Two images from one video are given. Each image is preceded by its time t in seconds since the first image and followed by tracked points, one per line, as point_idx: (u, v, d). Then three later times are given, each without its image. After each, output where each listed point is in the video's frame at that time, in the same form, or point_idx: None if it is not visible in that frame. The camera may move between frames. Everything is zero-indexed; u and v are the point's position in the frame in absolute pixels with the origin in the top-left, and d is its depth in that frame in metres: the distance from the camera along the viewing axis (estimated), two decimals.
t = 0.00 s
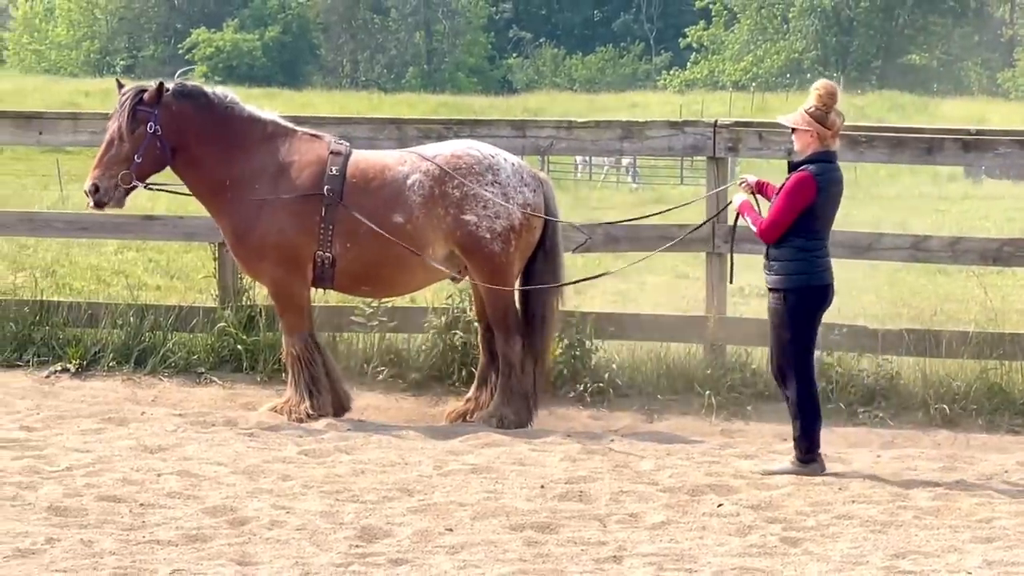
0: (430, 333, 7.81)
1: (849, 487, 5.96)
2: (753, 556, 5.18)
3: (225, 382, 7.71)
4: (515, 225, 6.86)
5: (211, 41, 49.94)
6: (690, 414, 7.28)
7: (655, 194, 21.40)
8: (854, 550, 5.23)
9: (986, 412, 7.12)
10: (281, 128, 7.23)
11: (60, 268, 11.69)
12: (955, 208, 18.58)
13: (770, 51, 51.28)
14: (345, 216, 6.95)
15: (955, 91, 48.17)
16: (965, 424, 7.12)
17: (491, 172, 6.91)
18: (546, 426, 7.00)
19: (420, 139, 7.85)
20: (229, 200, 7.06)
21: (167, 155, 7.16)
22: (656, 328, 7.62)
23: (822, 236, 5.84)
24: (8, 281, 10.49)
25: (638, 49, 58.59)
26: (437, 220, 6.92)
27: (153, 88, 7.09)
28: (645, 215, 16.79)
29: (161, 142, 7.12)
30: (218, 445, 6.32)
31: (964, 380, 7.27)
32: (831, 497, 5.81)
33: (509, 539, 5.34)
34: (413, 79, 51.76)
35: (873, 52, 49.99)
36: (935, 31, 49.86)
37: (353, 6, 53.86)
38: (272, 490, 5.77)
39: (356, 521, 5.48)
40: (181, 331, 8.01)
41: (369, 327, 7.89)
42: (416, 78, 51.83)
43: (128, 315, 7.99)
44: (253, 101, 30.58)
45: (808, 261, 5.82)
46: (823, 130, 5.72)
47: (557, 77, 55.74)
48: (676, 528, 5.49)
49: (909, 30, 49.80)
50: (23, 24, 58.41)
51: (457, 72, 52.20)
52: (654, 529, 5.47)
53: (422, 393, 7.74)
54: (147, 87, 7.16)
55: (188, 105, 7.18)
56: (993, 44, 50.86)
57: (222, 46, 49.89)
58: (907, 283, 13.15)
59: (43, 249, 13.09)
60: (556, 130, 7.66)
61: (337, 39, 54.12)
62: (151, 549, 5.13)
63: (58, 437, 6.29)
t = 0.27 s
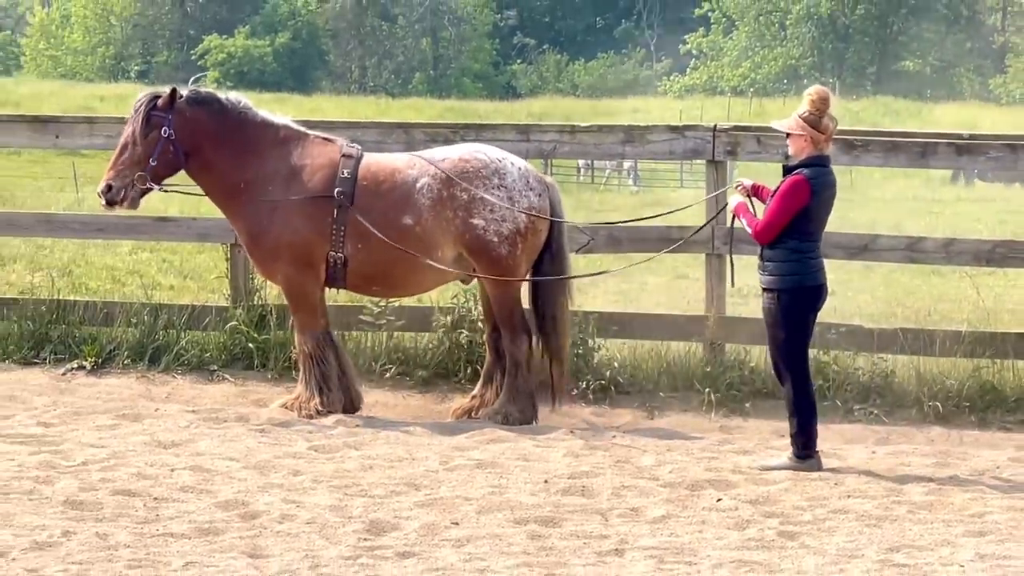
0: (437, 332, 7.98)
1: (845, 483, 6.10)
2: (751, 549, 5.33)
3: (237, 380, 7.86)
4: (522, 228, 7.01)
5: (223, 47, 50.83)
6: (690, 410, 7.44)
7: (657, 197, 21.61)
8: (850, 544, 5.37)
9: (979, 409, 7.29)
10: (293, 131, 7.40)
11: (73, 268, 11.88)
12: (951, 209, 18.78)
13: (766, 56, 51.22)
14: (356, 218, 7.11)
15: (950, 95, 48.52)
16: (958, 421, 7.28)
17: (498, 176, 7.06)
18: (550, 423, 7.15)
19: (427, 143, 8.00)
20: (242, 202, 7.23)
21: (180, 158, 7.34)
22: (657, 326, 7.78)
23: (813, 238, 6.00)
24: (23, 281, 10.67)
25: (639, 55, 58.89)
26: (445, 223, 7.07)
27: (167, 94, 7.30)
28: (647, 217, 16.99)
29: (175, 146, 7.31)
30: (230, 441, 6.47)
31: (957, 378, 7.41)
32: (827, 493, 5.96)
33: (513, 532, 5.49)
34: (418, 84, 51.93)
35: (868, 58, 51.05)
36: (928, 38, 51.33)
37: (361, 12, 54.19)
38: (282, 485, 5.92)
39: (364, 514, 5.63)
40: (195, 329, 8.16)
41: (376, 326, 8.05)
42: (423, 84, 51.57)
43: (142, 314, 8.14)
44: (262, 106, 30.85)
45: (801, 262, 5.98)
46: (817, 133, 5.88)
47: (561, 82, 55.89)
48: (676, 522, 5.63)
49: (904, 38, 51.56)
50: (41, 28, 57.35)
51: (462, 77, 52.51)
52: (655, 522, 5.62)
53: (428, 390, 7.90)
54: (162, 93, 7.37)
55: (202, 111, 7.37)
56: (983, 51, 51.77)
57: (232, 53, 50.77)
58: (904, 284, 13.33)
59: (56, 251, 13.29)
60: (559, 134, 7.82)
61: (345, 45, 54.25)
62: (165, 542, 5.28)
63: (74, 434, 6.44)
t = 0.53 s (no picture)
0: (440, 330, 8.08)
1: (843, 479, 6.20)
2: (750, 544, 5.42)
3: (244, 377, 7.96)
4: (527, 229, 7.10)
5: (231, 49, 50.38)
6: (690, 408, 7.54)
7: (658, 199, 21.70)
8: (847, 539, 5.47)
9: (974, 407, 7.39)
10: (302, 133, 7.50)
11: (81, 267, 11.98)
12: (948, 210, 18.89)
13: (766, 59, 51.91)
14: (364, 218, 7.20)
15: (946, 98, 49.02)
16: (954, 418, 7.38)
17: (503, 178, 7.14)
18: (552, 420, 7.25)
19: (431, 144, 8.09)
20: (252, 202, 7.33)
21: (188, 159, 7.46)
22: (659, 325, 7.87)
23: (813, 239, 6.09)
24: (34, 281, 10.76)
25: (641, 57, 58.93)
26: (452, 224, 7.17)
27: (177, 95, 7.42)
28: (649, 218, 17.08)
29: (183, 147, 7.43)
30: (237, 438, 6.57)
31: (954, 376, 7.51)
32: (825, 488, 6.06)
33: (516, 528, 5.58)
34: (424, 86, 51.94)
35: (865, 61, 50.79)
36: (925, 42, 51.06)
37: (368, 17, 54.94)
38: (289, 481, 6.01)
39: (369, 510, 5.72)
40: (203, 327, 8.26)
41: (381, 324, 8.14)
42: (428, 87, 51.99)
43: (151, 313, 8.24)
44: (270, 108, 30.95)
45: (800, 262, 6.08)
46: (814, 134, 5.98)
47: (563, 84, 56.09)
48: (676, 517, 5.73)
49: (901, 40, 51.33)
50: (54, 30, 56.77)
51: (467, 79, 52.64)
52: (655, 518, 5.71)
53: (432, 387, 7.99)
54: (171, 95, 7.49)
55: (212, 112, 7.48)
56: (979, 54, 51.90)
57: (241, 55, 50.36)
58: (901, 284, 13.42)
59: (66, 250, 13.39)
60: (562, 135, 7.91)
61: (352, 48, 54.82)
62: (174, 537, 5.37)
63: (84, 430, 6.54)
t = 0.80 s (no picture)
0: (442, 329, 8.13)
1: (841, 478, 6.26)
2: (749, 542, 5.48)
3: (248, 376, 8.01)
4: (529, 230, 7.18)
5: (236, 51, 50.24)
6: (690, 407, 7.59)
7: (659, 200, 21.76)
8: (845, 537, 5.52)
9: (971, 406, 7.45)
10: (306, 134, 7.55)
11: (86, 267, 12.04)
12: (945, 212, 18.94)
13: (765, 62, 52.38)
14: (368, 219, 7.26)
15: (943, 100, 49.01)
16: (951, 417, 7.43)
17: (506, 179, 7.21)
18: (553, 419, 7.30)
19: (434, 145, 8.14)
20: (257, 203, 7.37)
21: (194, 163, 7.52)
22: (659, 324, 7.93)
23: (813, 240, 6.15)
24: (39, 281, 10.81)
25: (642, 59, 58.98)
26: (455, 225, 7.24)
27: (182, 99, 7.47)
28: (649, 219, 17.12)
29: (188, 150, 7.48)
30: (241, 436, 6.62)
31: (951, 375, 7.55)
32: (823, 487, 6.11)
33: (517, 526, 5.63)
34: (426, 88, 51.99)
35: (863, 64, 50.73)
36: (923, 44, 50.83)
37: (370, 18, 55.03)
38: (292, 479, 6.06)
39: (371, 508, 5.77)
40: (207, 327, 8.31)
41: (383, 324, 8.20)
42: (430, 87, 52.05)
43: (156, 312, 8.29)
44: (275, 109, 31.00)
45: (801, 262, 6.13)
46: (812, 135, 6.02)
47: (564, 85, 56.19)
48: (676, 515, 5.78)
49: (899, 43, 50.89)
50: (60, 32, 55.65)
51: (469, 81, 52.83)
52: (655, 516, 5.77)
53: (434, 386, 8.05)
54: (176, 99, 7.54)
55: (217, 114, 7.53)
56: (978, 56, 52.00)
57: (246, 57, 50.40)
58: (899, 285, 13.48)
59: (72, 250, 13.44)
60: (563, 136, 7.96)
61: (355, 50, 54.91)
62: (178, 534, 5.42)
63: (89, 429, 6.59)
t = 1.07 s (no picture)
0: (443, 329, 8.17)
1: (840, 476, 6.29)
2: (749, 541, 5.51)
3: (251, 375, 8.05)
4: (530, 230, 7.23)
5: (238, 52, 50.59)
6: (690, 406, 7.63)
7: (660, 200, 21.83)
8: (844, 536, 5.56)
9: (970, 405, 7.49)
10: (308, 134, 7.58)
11: (90, 266, 12.10)
12: (943, 212, 19.01)
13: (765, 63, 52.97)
14: (370, 219, 7.30)
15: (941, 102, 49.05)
16: (950, 416, 7.47)
17: (507, 180, 7.25)
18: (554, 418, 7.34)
19: (436, 146, 8.18)
20: (259, 203, 7.41)
21: (197, 163, 7.56)
22: (660, 324, 7.97)
23: (812, 240, 6.19)
24: (43, 280, 10.86)
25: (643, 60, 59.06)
26: (456, 225, 7.28)
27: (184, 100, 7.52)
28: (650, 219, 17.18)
29: (191, 151, 7.53)
30: (244, 435, 6.66)
31: (949, 375, 7.60)
32: (823, 486, 6.15)
33: (518, 524, 5.67)
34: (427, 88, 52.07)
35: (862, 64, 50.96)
36: (922, 45, 50.35)
37: (373, 19, 55.03)
38: (295, 477, 6.10)
39: (373, 506, 5.81)
40: (210, 326, 8.35)
41: (385, 323, 8.24)
42: (431, 88, 52.59)
43: (160, 311, 8.33)
44: (278, 109, 31.05)
45: (801, 263, 6.17)
46: (811, 136, 6.06)
47: (565, 86, 56.39)
48: (676, 513, 5.82)
49: (898, 44, 50.90)
50: (63, 33, 55.91)
51: (468, 82, 53.61)
52: (655, 514, 5.80)
53: (436, 385, 8.09)
54: (179, 100, 7.59)
55: (219, 115, 7.56)
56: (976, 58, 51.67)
57: (249, 57, 50.58)
58: (899, 285, 13.53)
59: (76, 250, 13.50)
60: (564, 137, 7.99)
61: (357, 52, 54.70)
62: (182, 532, 5.46)
63: (93, 428, 6.63)
